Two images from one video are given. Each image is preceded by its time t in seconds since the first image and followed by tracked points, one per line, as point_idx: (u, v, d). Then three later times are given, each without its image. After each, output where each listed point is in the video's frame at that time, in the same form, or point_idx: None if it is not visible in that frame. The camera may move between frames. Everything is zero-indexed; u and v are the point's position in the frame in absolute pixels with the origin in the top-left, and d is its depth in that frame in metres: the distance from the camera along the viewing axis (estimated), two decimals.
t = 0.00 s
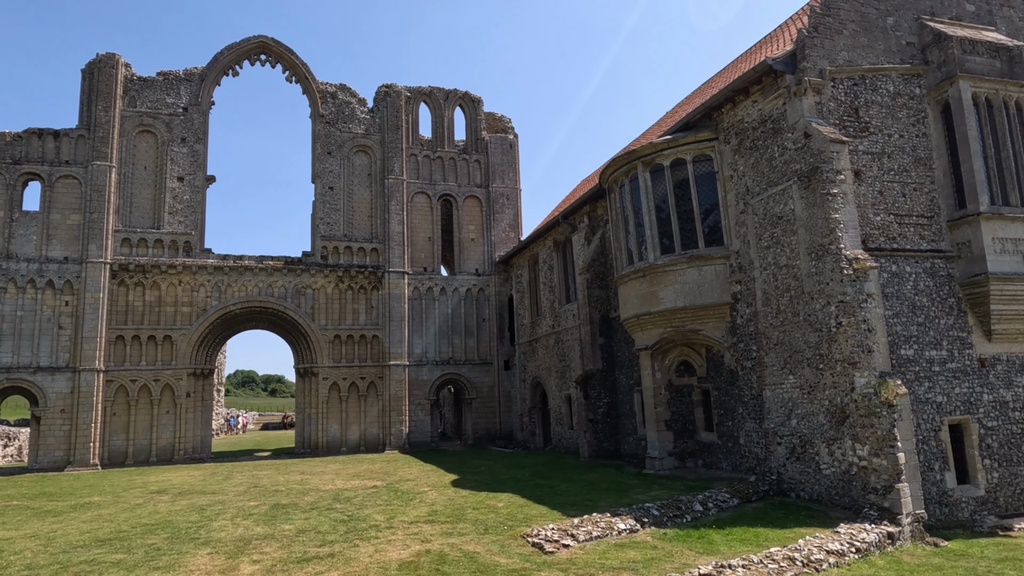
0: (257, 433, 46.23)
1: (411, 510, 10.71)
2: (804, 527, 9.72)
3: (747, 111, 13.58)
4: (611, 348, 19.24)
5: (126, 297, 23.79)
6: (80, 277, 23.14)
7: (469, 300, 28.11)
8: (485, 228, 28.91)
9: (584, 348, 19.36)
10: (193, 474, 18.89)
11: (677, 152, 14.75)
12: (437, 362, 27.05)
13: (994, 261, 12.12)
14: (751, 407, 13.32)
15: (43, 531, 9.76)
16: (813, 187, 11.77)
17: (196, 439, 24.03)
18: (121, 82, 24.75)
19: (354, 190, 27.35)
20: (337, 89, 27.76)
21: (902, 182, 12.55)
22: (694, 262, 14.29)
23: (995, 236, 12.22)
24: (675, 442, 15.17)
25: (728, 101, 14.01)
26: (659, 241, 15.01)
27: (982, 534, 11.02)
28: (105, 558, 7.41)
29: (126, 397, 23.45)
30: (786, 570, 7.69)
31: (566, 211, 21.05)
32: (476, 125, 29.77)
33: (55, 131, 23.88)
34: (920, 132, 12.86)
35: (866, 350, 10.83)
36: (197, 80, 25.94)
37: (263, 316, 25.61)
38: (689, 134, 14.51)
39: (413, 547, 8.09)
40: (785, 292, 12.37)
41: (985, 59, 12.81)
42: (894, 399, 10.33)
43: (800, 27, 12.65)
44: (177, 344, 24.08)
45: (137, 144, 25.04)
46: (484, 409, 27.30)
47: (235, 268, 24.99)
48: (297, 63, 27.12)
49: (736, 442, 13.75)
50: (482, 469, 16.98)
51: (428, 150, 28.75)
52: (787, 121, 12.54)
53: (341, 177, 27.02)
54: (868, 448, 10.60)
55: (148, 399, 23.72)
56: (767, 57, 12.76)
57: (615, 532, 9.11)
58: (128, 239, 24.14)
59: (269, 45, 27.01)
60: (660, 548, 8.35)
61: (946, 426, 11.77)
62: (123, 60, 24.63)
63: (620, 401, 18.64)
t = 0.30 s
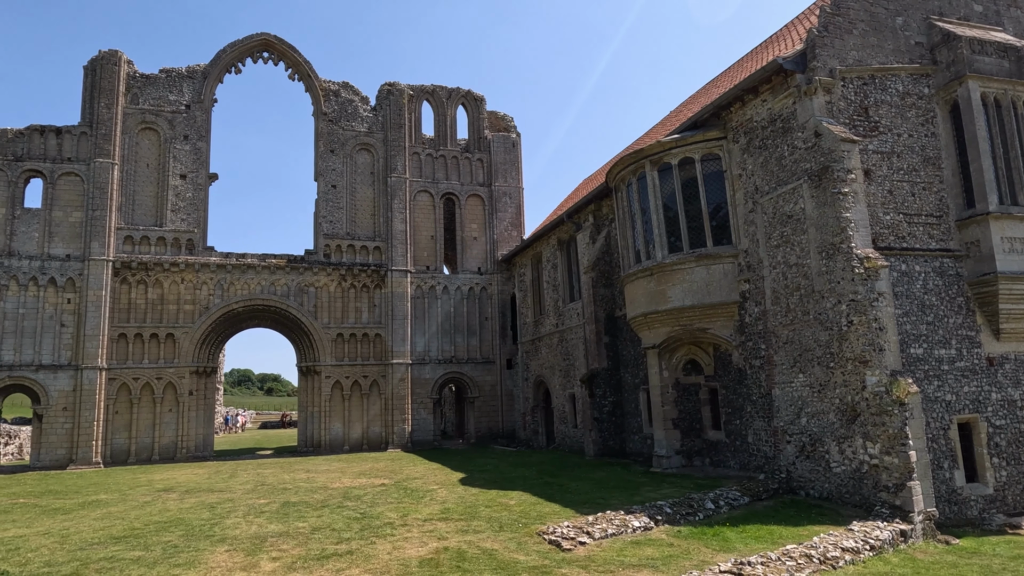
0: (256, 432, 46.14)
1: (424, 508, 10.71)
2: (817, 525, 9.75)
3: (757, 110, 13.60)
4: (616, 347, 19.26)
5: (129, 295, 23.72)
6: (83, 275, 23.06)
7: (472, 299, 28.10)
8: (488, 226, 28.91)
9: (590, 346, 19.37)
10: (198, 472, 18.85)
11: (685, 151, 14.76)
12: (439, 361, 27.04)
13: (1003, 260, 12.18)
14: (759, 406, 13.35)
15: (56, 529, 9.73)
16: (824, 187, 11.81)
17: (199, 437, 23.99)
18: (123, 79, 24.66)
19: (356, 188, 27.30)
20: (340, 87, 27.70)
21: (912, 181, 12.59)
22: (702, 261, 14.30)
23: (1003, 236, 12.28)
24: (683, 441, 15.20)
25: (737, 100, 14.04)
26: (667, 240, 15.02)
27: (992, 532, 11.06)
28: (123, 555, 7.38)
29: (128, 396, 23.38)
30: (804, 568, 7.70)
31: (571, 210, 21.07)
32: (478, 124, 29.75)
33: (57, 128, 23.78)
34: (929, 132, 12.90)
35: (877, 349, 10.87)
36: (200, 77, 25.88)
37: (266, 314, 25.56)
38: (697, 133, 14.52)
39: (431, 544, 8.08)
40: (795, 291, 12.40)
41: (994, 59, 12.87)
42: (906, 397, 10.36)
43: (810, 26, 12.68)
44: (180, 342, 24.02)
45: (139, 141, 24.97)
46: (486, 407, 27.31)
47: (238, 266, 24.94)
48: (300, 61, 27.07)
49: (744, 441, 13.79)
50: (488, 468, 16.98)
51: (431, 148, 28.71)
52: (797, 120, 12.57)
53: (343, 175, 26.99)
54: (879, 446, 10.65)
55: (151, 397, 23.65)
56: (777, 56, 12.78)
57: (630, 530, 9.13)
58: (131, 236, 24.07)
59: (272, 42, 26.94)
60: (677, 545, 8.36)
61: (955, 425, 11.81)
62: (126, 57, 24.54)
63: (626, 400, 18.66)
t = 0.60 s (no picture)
0: (257, 430, 46.10)
1: (437, 508, 10.70)
2: (831, 525, 9.78)
3: (767, 110, 13.61)
4: (622, 346, 19.26)
5: (132, 293, 23.64)
6: (86, 273, 22.98)
7: (475, 297, 28.08)
8: (491, 225, 28.89)
9: (595, 346, 19.37)
10: (203, 471, 18.81)
11: (694, 151, 14.75)
12: (442, 359, 27.02)
13: (1013, 260, 12.21)
14: (769, 405, 13.37)
15: (69, 529, 9.69)
16: (836, 187, 11.82)
17: (202, 436, 23.94)
18: (126, 76, 24.56)
19: (360, 186, 27.25)
20: (343, 85, 27.62)
21: (922, 182, 12.60)
22: (711, 261, 14.30)
23: (1013, 236, 12.31)
24: (691, 440, 15.21)
25: (746, 100, 14.04)
26: (675, 239, 15.02)
27: (1002, 532, 11.10)
28: (142, 556, 7.35)
29: (132, 394, 23.32)
30: (823, 568, 7.71)
31: (577, 209, 21.05)
32: (481, 122, 29.70)
33: (60, 125, 23.67)
34: (939, 132, 12.90)
35: (889, 349, 10.90)
36: (203, 75, 25.78)
37: (269, 313, 25.51)
38: (706, 133, 14.51)
39: (449, 544, 8.07)
40: (805, 291, 12.42)
41: (1004, 60, 12.88)
42: (918, 398, 10.39)
43: (821, 26, 12.68)
44: (183, 340, 23.96)
45: (142, 139, 24.87)
46: (489, 406, 27.32)
47: (241, 264, 24.86)
48: (303, 58, 26.99)
49: (753, 440, 13.80)
50: (495, 467, 16.97)
51: (434, 147, 28.66)
52: (808, 120, 12.58)
53: (347, 174, 26.93)
54: (891, 446, 10.67)
55: (154, 395, 23.59)
56: (788, 56, 12.78)
57: (645, 530, 9.14)
58: (134, 234, 24.00)
59: (275, 40, 26.85)
60: (694, 546, 8.37)
61: (965, 425, 11.83)
62: (128, 55, 24.43)
63: (632, 399, 18.67)
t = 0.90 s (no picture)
0: (257, 428, 46.15)
1: (450, 506, 10.73)
2: (844, 523, 9.83)
3: (777, 110, 13.65)
4: (627, 345, 19.30)
5: (136, 291, 23.62)
6: (90, 271, 22.95)
7: (479, 296, 28.11)
8: (495, 224, 28.91)
9: (601, 345, 19.41)
10: (209, 469, 18.81)
11: (703, 150, 14.77)
12: (446, 358, 27.03)
13: (1022, 261, 12.26)
14: (778, 405, 13.42)
15: (84, 527, 9.69)
16: (847, 187, 11.88)
17: (206, 434, 23.94)
18: (130, 74, 24.53)
19: (363, 185, 27.24)
20: (347, 83, 27.60)
21: (932, 182, 12.64)
22: (719, 260, 14.33)
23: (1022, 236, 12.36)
24: (698, 439, 15.26)
25: (756, 100, 14.07)
26: (683, 239, 15.05)
27: (1011, 530, 11.14)
28: (164, 553, 7.36)
29: (136, 392, 23.30)
30: (841, 566, 7.74)
31: (583, 208, 21.08)
32: (485, 121, 29.72)
33: (64, 123, 23.61)
34: (948, 133, 12.95)
35: (900, 348, 10.96)
36: (207, 73, 25.77)
37: (273, 311, 25.50)
38: (715, 133, 14.53)
39: (467, 542, 8.09)
40: (815, 291, 12.47)
41: (1013, 61, 12.94)
42: (929, 397, 10.44)
43: (832, 26, 12.72)
44: (187, 338, 23.96)
45: (146, 137, 24.85)
46: (492, 405, 27.34)
47: (245, 262, 24.83)
48: (308, 57, 26.97)
49: (762, 439, 13.85)
50: (502, 465, 17.00)
51: (438, 146, 28.66)
52: (818, 120, 12.63)
53: (351, 172, 26.92)
54: (902, 445, 10.73)
55: (158, 393, 23.58)
56: (798, 56, 12.82)
57: (660, 528, 9.17)
58: (138, 232, 23.98)
59: (279, 38, 26.82)
60: (710, 544, 8.41)
61: (974, 424, 11.86)
62: (133, 52, 24.39)
63: (638, 398, 18.71)
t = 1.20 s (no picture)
0: (258, 427, 46.14)
1: (464, 505, 10.78)
2: (856, 523, 9.90)
3: (786, 111, 13.71)
4: (633, 345, 19.36)
5: (140, 290, 23.61)
6: (94, 270, 22.92)
7: (482, 295, 28.14)
8: (498, 224, 28.94)
9: (607, 344, 19.46)
10: (216, 468, 18.82)
11: (711, 151, 14.82)
12: (449, 357, 27.06)
13: None
14: (786, 404, 13.49)
15: (100, 526, 9.72)
16: (857, 188, 11.96)
17: (210, 433, 23.95)
18: (134, 72, 24.49)
19: (367, 184, 27.24)
20: (351, 83, 27.59)
21: (940, 183, 12.71)
22: (728, 261, 14.39)
23: None
24: (706, 438, 15.32)
25: (764, 101, 14.13)
26: (691, 239, 15.11)
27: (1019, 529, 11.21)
28: (186, 552, 7.40)
29: (140, 391, 23.29)
30: (857, 565, 7.80)
31: (588, 208, 21.13)
32: (488, 120, 29.74)
33: (68, 121, 23.58)
34: (956, 134, 13.02)
35: (910, 348, 11.03)
36: (211, 72, 25.76)
37: (277, 310, 25.51)
38: (724, 133, 14.59)
39: (486, 541, 8.14)
40: (825, 291, 12.55)
41: (1021, 63, 13.02)
42: (940, 397, 10.52)
43: (841, 28, 12.78)
44: (192, 337, 23.96)
45: (151, 136, 24.83)
46: (496, 404, 27.40)
47: (249, 261, 24.83)
48: (312, 56, 26.97)
49: (770, 439, 13.92)
50: (510, 464, 17.06)
51: (442, 145, 28.67)
52: (828, 121, 12.69)
53: (355, 172, 26.92)
54: (913, 445, 10.81)
55: (162, 392, 23.58)
56: (808, 57, 12.88)
57: (674, 527, 9.23)
58: (142, 231, 23.97)
59: (283, 37, 26.81)
60: (726, 543, 8.47)
61: (983, 424, 11.93)
62: (137, 51, 24.36)
63: (644, 398, 18.77)
